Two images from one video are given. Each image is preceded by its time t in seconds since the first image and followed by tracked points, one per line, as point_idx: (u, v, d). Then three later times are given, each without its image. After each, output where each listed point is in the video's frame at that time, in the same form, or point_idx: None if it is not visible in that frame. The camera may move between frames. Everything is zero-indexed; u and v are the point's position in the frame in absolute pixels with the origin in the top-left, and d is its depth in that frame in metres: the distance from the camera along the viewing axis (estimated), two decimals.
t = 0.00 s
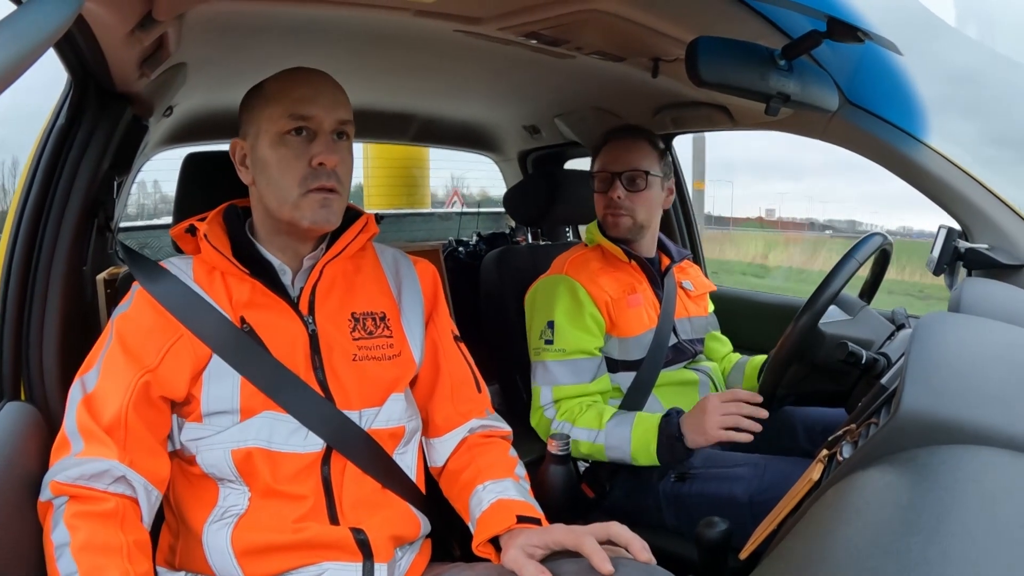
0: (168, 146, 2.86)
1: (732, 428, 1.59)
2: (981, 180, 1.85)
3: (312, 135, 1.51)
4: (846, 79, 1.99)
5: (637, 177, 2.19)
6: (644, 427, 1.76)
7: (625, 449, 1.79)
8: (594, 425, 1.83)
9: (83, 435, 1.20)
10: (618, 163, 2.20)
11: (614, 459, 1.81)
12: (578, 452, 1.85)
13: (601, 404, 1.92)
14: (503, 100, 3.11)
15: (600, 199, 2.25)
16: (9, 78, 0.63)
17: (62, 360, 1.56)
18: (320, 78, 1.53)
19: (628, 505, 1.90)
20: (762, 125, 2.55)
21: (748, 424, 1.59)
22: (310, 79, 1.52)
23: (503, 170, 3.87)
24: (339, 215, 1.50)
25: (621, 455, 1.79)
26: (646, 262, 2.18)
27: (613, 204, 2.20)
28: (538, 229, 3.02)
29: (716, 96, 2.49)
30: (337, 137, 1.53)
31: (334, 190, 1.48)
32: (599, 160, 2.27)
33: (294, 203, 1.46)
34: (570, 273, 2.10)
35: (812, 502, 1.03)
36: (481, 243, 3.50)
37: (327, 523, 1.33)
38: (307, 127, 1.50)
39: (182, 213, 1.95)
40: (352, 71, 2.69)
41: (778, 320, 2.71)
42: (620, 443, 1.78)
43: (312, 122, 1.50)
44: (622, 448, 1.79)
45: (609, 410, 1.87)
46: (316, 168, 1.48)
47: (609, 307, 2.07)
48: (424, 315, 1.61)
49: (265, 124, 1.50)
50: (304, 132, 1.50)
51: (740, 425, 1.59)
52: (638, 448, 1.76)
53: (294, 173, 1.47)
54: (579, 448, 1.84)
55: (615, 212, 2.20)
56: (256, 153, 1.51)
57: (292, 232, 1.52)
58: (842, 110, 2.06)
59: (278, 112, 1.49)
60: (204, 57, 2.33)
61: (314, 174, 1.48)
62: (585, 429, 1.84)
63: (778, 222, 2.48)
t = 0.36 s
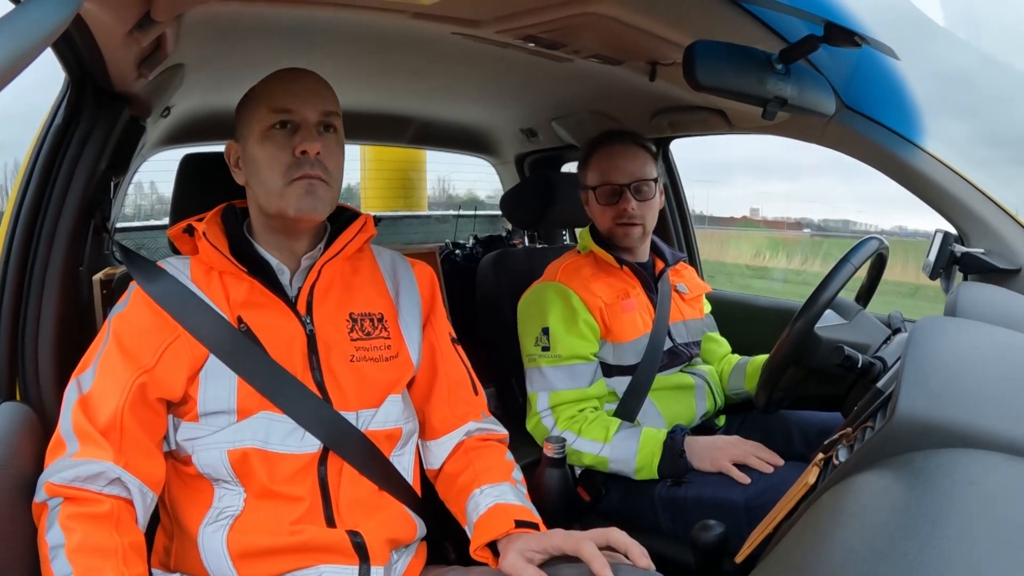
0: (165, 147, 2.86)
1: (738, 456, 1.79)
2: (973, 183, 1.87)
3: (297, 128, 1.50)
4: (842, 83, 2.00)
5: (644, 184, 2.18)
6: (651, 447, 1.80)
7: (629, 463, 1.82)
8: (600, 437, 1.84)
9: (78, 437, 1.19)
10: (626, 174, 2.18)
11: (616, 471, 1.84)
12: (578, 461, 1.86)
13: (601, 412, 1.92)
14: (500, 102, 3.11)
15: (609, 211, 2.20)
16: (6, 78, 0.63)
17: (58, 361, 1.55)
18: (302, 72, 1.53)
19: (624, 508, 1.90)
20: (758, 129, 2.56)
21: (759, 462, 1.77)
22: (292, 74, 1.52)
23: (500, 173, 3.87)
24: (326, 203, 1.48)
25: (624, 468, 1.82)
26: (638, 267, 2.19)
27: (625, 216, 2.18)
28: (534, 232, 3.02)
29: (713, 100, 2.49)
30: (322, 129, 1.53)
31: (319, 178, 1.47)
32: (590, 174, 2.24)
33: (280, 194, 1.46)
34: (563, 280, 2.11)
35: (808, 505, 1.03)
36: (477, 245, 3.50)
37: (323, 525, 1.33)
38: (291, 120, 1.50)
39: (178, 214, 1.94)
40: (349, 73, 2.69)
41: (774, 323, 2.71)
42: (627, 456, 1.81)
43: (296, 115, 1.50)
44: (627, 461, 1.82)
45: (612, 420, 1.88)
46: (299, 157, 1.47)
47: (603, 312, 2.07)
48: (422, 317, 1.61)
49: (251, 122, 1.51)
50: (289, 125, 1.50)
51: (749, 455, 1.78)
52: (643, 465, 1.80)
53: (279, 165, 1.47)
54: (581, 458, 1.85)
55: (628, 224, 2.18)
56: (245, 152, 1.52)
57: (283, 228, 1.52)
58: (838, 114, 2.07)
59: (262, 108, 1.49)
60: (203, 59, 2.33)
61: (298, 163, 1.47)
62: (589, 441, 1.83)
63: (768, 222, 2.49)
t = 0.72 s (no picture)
0: (163, 147, 2.85)
1: (734, 458, 1.77)
2: (965, 182, 1.90)
3: (279, 124, 1.51)
4: (839, 87, 2.01)
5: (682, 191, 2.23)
6: (647, 452, 1.80)
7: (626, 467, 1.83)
8: (596, 439, 1.84)
9: (75, 436, 1.19)
10: (672, 178, 2.20)
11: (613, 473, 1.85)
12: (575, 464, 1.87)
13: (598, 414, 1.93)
14: (498, 104, 3.11)
15: (657, 212, 2.18)
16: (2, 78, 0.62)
17: (53, 359, 1.55)
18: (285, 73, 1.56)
19: (621, 510, 1.90)
20: (756, 132, 2.56)
21: (754, 464, 1.76)
22: (274, 76, 1.55)
23: (497, 175, 3.88)
24: (307, 191, 1.48)
25: (621, 472, 1.83)
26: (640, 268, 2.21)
27: (670, 219, 2.19)
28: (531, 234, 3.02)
29: (710, 103, 2.50)
30: (304, 124, 1.53)
31: (300, 166, 1.47)
32: (636, 173, 2.20)
33: (260, 185, 1.47)
34: (565, 281, 2.10)
35: (805, 507, 1.03)
36: (475, 247, 3.50)
37: (320, 526, 1.32)
38: (273, 117, 1.52)
39: (175, 215, 1.94)
40: (347, 74, 2.69)
41: (771, 326, 2.72)
42: (623, 459, 1.81)
43: (277, 112, 1.52)
44: (623, 464, 1.82)
45: (609, 423, 1.89)
46: (279, 150, 1.48)
47: (604, 315, 2.06)
48: (419, 316, 1.61)
49: (238, 125, 1.53)
50: (271, 123, 1.52)
51: (744, 457, 1.78)
52: (640, 469, 1.81)
53: (260, 160, 1.48)
54: (578, 461, 1.86)
55: (670, 227, 2.20)
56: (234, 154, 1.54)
57: (270, 221, 1.52)
58: (835, 118, 2.07)
59: (246, 110, 1.52)
60: (202, 59, 2.33)
61: (277, 155, 1.47)
62: (586, 443, 1.84)
63: (752, 221, 2.55)
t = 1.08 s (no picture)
0: (161, 146, 2.85)
1: (705, 480, 1.56)
2: (963, 184, 1.91)
3: (286, 145, 1.50)
4: (837, 88, 2.01)
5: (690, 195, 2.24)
6: (624, 464, 1.69)
7: (603, 477, 1.73)
8: (582, 441, 1.80)
9: (72, 437, 1.19)
10: (683, 179, 2.23)
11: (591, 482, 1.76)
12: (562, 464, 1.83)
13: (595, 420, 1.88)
14: (496, 105, 3.11)
15: (666, 208, 2.19)
16: None
17: (50, 359, 1.55)
18: (295, 82, 1.51)
19: (618, 511, 1.90)
20: (754, 133, 2.57)
21: (730, 492, 1.52)
22: (282, 87, 1.51)
23: (495, 176, 3.88)
24: (312, 222, 1.49)
25: (598, 482, 1.74)
26: (638, 269, 2.21)
27: (677, 218, 2.20)
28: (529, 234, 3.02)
29: (708, 104, 2.50)
30: (311, 145, 1.52)
31: (307, 199, 1.48)
32: (649, 169, 2.20)
33: (266, 212, 1.47)
34: (564, 282, 2.11)
35: (803, 508, 1.03)
36: (472, 248, 3.51)
37: (317, 527, 1.32)
38: (280, 137, 1.50)
39: (173, 214, 1.94)
40: (346, 74, 2.69)
41: (768, 328, 2.72)
42: (599, 466, 1.73)
43: (284, 132, 1.50)
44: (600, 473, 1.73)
45: (604, 432, 1.82)
46: (287, 178, 1.47)
47: (603, 315, 2.06)
48: (418, 317, 1.61)
49: (241, 133, 1.51)
50: (278, 142, 1.50)
51: (718, 481, 1.55)
52: (614, 481, 1.70)
53: (267, 184, 1.48)
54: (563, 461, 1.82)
55: (676, 226, 2.21)
56: (236, 161, 1.53)
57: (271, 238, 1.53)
58: (834, 119, 2.08)
59: (251, 124, 1.49)
60: (200, 59, 2.33)
61: (286, 186, 1.47)
62: (572, 442, 1.80)
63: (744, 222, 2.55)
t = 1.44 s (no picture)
0: (160, 147, 2.85)
1: (705, 528, 1.46)
2: (961, 184, 1.91)
3: (294, 139, 1.50)
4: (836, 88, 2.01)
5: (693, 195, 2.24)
6: (624, 475, 1.64)
7: (601, 482, 1.69)
8: (592, 438, 1.75)
9: (72, 438, 1.19)
10: (686, 180, 2.22)
11: (591, 483, 1.72)
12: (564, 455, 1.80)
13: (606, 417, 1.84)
14: (495, 105, 3.11)
15: (669, 212, 2.19)
16: None
17: (49, 359, 1.55)
18: (300, 81, 1.51)
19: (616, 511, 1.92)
20: (753, 134, 2.57)
21: (718, 550, 1.45)
22: (291, 81, 1.51)
23: (494, 176, 3.88)
24: (320, 215, 1.49)
25: (595, 484, 1.70)
26: (639, 269, 2.21)
27: (679, 219, 2.20)
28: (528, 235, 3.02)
29: (707, 104, 2.50)
30: (319, 140, 1.52)
31: (315, 191, 1.48)
32: (654, 171, 2.20)
33: (274, 204, 1.47)
34: (568, 279, 2.11)
35: (801, 508, 1.03)
36: (471, 248, 3.51)
37: (316, 528, 1.32)
38: (289, 131, 1.50)
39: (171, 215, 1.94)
40: (344, 74, 2.68)
41: (767, 328, 2.72)
42: (602, 469, 1.68)
43: (293, 126, 1.50)
44: (602, 477, 1.69)
45: (618, 434, 1.77)
46: (296, 170, 1.47)
47: (604, 314, 2.06)
48: (416, 318, 1.61)
49: (249, 128, 1.51)
50: (287, 136, 1.50)
51: (721, 531, 1.45)
52: (610, 489, 1.65)
53: (275, 176, 1.47)
54: (568, 453, 1.78)
55: (678, 227, 2.21)
56: (242, 157, 1.52)
57: (277, 233, 1.52)
58: (833, 119, 2.08)
59: (260, 117, 1.49)
60: (198, 59, 2.32)
61: (294, 177, 1.47)
62: (581, 436, 1.77)
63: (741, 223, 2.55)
